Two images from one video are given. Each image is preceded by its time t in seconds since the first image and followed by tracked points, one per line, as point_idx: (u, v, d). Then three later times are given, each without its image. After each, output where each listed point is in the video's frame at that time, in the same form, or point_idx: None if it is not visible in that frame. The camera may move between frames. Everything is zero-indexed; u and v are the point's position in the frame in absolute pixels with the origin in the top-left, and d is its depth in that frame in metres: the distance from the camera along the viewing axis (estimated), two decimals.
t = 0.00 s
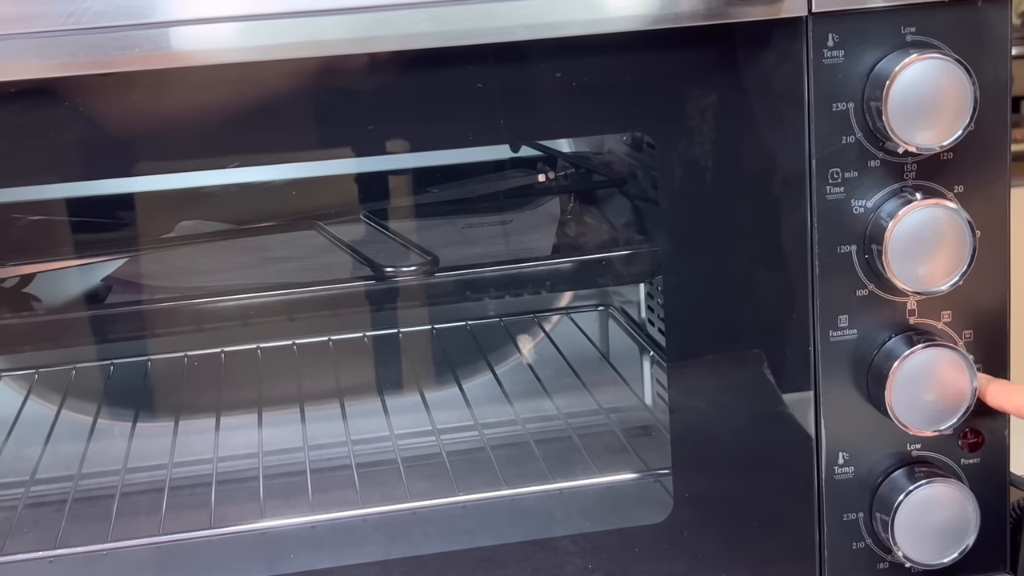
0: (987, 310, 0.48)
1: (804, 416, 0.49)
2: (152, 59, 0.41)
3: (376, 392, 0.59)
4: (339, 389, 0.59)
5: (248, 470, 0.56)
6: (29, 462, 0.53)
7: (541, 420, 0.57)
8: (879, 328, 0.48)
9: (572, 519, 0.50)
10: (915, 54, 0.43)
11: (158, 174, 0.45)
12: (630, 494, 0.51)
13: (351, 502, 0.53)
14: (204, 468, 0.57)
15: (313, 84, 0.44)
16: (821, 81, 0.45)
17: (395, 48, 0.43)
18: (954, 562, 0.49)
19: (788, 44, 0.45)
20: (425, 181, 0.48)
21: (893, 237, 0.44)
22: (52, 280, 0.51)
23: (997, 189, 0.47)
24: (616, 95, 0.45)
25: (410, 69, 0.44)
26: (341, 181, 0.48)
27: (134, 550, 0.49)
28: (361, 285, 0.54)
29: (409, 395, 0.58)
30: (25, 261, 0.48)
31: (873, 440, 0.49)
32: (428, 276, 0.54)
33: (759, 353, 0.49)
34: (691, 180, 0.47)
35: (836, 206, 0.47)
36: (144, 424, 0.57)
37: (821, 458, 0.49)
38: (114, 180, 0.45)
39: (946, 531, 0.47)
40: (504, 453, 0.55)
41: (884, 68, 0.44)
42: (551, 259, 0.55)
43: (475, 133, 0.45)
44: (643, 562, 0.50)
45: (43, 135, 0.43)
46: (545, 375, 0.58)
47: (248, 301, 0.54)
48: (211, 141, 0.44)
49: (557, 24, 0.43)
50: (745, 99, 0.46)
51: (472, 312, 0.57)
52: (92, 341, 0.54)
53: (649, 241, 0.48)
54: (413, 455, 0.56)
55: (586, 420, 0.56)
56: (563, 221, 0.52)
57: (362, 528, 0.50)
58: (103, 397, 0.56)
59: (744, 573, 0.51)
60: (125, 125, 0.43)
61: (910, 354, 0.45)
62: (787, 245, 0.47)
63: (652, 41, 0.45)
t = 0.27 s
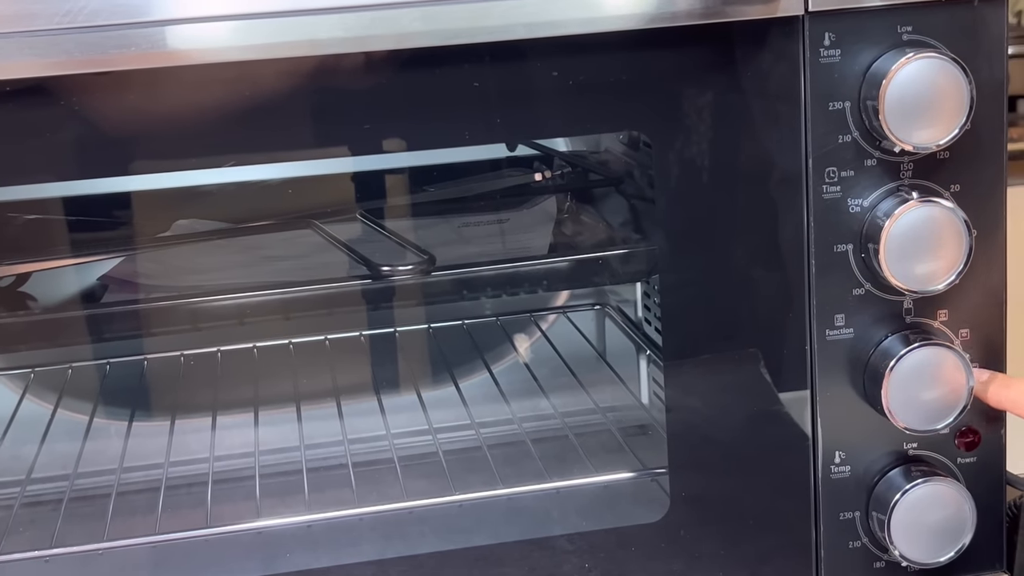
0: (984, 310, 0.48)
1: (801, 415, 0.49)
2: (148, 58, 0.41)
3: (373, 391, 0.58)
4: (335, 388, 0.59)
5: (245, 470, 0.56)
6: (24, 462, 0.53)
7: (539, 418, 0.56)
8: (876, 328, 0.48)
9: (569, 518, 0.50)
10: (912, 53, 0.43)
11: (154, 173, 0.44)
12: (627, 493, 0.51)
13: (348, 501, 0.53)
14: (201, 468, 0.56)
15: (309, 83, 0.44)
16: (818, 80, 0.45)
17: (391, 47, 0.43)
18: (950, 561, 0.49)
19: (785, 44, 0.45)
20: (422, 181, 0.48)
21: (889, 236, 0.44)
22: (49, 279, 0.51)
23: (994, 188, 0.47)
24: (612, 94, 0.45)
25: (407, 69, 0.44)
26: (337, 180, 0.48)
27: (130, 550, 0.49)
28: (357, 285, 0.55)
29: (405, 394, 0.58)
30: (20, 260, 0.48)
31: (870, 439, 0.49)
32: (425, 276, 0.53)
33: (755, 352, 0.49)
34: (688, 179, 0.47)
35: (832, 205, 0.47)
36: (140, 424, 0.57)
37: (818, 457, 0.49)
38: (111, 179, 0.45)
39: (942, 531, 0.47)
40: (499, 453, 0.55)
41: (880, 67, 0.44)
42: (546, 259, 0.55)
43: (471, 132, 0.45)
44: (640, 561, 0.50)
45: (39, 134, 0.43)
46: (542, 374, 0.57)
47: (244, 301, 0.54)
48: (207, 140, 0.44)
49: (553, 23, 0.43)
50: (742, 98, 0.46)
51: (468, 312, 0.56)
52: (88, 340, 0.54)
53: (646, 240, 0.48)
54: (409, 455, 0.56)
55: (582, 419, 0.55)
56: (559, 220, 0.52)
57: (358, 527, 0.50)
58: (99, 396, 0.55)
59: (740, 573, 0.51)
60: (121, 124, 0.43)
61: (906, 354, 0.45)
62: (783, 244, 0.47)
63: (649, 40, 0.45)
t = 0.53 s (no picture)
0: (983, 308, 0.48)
1: (797, 413, 0.49)
2: (144, 56, 0.41)
3: (370, 389, 0.57)
4: (331, 387, 0.57)
5: (242, 468, 0.56)
6: (21, 460, 0.52)
7: (535, 417, 0.56)
8: (872, 326, 0.48)
9: (566, 517, 0.50)
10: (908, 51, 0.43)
11: (150, 171, 0.44)
12: (624, 492, 0.51)
13: (344, 499, 0.53)
14: (197, 466, 0.57)
15: (306, 82, 0.44)
16: (814, 79, 0.45)
17: (387, 45, 0.43)
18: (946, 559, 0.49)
19: (782, 42, 0.45)
20: (419, 179, 0.48)
21: (886, 235, 0.44)
22: (45, 277, 0.51)
23: (990, 187, 0.47)
24: (609, 92, 0.45)
25: (403, 67, 0.44)
26: (334, 179, 0.48)
27: (126, 548, 0.49)
28: (355, 284, 0.55)
29: (403, 393, 0.57)
30: (16, 259, 0.48)
31: (867, 437, 0.49)
32: (422, 274, 0.53)
33: (752, 351, 0.49)
34: (685, 178, 0.47)
35: (829, 204, 0.47)
36: (136, 422, 0.57)
37: (814, 455, 0.49)
38: (107, 178, 0.45)
39: (938, 528, 0.47)
40: (496, 451, 0.56)
41: (876, 65, 0.44)
42: (544, 257, 0.54)
43: (468, 130, 0.45)
44: (636, 559, 0.50)
45: (36, 132, 0.43)
46: (539, 373, 0.57)
47: (241, 300, 0.54)
48: (203, 138, 0.44)
49: (550, 21, 0.43)
50: (738, 97, 0.46)
51: (465, 310, 0.56)
52: (85, 338, 0.54)
53: (642, 239, 0.48)
54: (406, 453, 0.56)
55: (579, 418, 0.55)
56: (556, 219, 0.52)
57: (355, 525, 0.50)
58: (95, 394, 0.56)
59: (737, 571, 0.51)
60: (118, 122, 0.43)
61: (903, 352, 0.45)
62: (780, 242, 0.47)
63: (645, 38, 0.45)
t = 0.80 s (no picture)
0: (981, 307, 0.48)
1: (795, 412, 0.49)
2: (142, 54, 0.41)
3: (368, 388, 0.57)
4: (329, 384, 0.58)
5: (239, 467, 0.56)
6: (19, 458, 0.53)
7: (533, 416, 0.56)
8: (871, 324, 0.48)
9: (564, 515, 0.50)
10: (907, 49, 0.43)
11: (148, 169, 0.44)
12: (622, 490, 0.51)
13: (342, 497, 0.53)
14: (196, 465, 0.57)
15: (304, 79, 0.44)
16: (812, 77, 0.45)
17: (386, 43, 0.43)
18: (944, 558, 0.49)
19: (781, 40, 0.45)
20: (417, 177, 0.48)
21: (884, 233, 0.44)
22: (43, 275, 0.50)
23: (989, 185, 0.47)
24: (607, 90, 0.45)
25: (401, 65, 0.44)
26: (332, 177, 0.47)
27: (124, 546, 0.49)
28: (352, 281, 0.54)
29: (400, 391, 0.57)
30: (14, 257, 0.48)
31: (865, 435, 0.49)
32: (419, 272, 0.54)
33: (750, 349, 0.49)
34: (683, 176, 0.47)
35: (827, 202, 0.47)
36: (134, 420, 0.57)
37: (813, 454, 0.49)
38: (105, 176, 0.45)
39: (936, 527, 0.47)
40: (494, 449, 0.56)
41: (875, 63, 0.44)
42: (542, 255, 0.54)
43: (466, 128, 0.45)
44: (634, 557, 0.50)
45: (34, 130, 0.43)
46: (537, 372, 0.57)
47: (239, 298, 0.54)
48: (201, 136, 0.44)
49: (548, 20, 0.43)
50: (736, 95, 0.46)
51: (462, 309, 0.56)
52: (82, 336, 0.54)
53: (641, 237, 0.48)
54: (405, 451, 0.56)
55: (578, 416, 0.55)
56: (554, 217, 0.52)
57: (353, 524, 0.50)
58: (93, 392, 0.55)
59: (735, 569, 0.51)
60: (115, 120, 0.43)
61: (901, 350, 0.45)
62: (778, 241, 0.47)
63: (644, 37, 0.45)
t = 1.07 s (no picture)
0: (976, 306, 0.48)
1: (794, 411, 0.49)
2: (141, 53, 0.41)
3: (366, 387, 0.57)
4: (327, 384, 0.57)
5: (238, 466, 0.56)
6: (17, 458, 0.53)
7: (532, 415, 0.56)
8: (869, 324, 0.48)
9: (562, 514, 0.50)
10: (905, 49, 0.43)
11: (146, 168, 0.44)
12: (620, 490, 0.51)
13: (341, 497, 0.53)
14: (195, 464, 0.56)
15: (302, 79, 0.44)
16: (811, 76, 0.45)
17: (384, 42, 0.43)
18: (942, 557, 0.49)
19: (779, 39, 0.45)
20: (415, 177, 0.48)
21: (883, 232, 0.44)
22: (42, 274, 0.50)
23: (987, 185, 0.47)
24: (605, 90, 0.45)
25: (400, 64, 0.44)
26: (330, 176, 0.47)
27: (123, 545, 0.49)
28: (350, 281, 0.55)
29: (399, 390, 0.57)
30: (13, 256, 0.48)
31: (863, 435, 0.49)
32: (418, 272, 0.54)
33: (748, 349, 0.49)
34: (681, 175, 0.47)
35: (826, 201, 0.46)
36: (132, 419, 0.57)
37: (811, 453, 0.49)
38: (103, 175, 0.45)
39: (934, 527, 0.47)
40: (493, 449, 0.55)
41: (874, 63, 0.44)
42: (540, 254, 0.54)
43: (464, 128, 0.45)
44: (633, 557, 0.50)
45: (32, 129, 0.43)
46: (535, 371, 0.56)
47: (237, 298, 0.54)
48: (199, 135, 0.44)
49: (547, 19, 0.43)
50: (735, 94, 0.46)
51: (461, 308, 0.56)
52: (80, 336, 0.54)
53: (639, 236, 0.48)
54: (402, 450, 0.56)
55: (577, 416, 0.55)
56: (552, 216, 0.52)
57: (352, 523, 0.50)
58: (91, 392, 0.55)
59: (733, 569, 0.51)
60: (114, 120, 0.43)
61: (899, 350, 0.45)
62: (776, 240, 0.47)
63: (642, 36, 0.45)
